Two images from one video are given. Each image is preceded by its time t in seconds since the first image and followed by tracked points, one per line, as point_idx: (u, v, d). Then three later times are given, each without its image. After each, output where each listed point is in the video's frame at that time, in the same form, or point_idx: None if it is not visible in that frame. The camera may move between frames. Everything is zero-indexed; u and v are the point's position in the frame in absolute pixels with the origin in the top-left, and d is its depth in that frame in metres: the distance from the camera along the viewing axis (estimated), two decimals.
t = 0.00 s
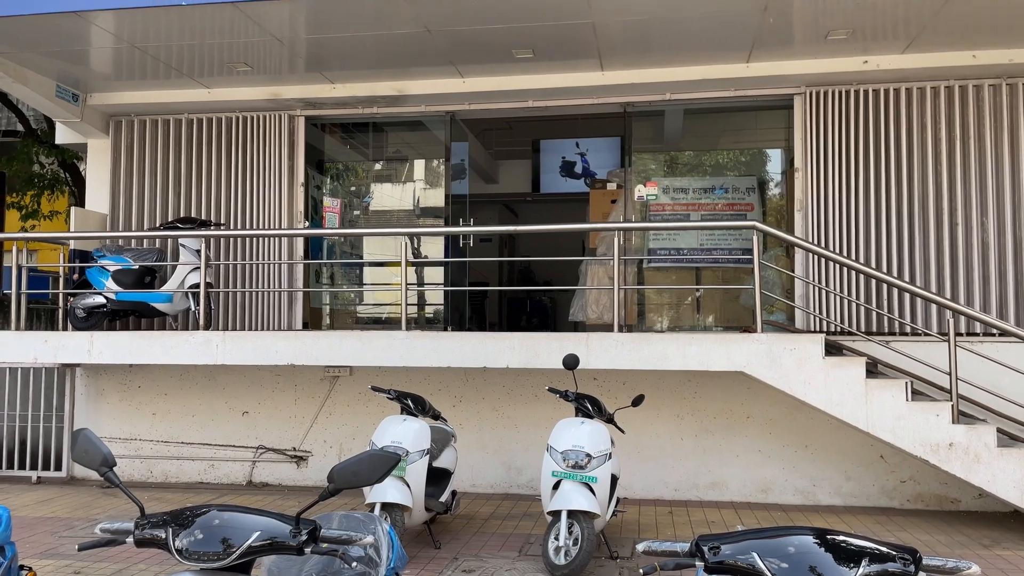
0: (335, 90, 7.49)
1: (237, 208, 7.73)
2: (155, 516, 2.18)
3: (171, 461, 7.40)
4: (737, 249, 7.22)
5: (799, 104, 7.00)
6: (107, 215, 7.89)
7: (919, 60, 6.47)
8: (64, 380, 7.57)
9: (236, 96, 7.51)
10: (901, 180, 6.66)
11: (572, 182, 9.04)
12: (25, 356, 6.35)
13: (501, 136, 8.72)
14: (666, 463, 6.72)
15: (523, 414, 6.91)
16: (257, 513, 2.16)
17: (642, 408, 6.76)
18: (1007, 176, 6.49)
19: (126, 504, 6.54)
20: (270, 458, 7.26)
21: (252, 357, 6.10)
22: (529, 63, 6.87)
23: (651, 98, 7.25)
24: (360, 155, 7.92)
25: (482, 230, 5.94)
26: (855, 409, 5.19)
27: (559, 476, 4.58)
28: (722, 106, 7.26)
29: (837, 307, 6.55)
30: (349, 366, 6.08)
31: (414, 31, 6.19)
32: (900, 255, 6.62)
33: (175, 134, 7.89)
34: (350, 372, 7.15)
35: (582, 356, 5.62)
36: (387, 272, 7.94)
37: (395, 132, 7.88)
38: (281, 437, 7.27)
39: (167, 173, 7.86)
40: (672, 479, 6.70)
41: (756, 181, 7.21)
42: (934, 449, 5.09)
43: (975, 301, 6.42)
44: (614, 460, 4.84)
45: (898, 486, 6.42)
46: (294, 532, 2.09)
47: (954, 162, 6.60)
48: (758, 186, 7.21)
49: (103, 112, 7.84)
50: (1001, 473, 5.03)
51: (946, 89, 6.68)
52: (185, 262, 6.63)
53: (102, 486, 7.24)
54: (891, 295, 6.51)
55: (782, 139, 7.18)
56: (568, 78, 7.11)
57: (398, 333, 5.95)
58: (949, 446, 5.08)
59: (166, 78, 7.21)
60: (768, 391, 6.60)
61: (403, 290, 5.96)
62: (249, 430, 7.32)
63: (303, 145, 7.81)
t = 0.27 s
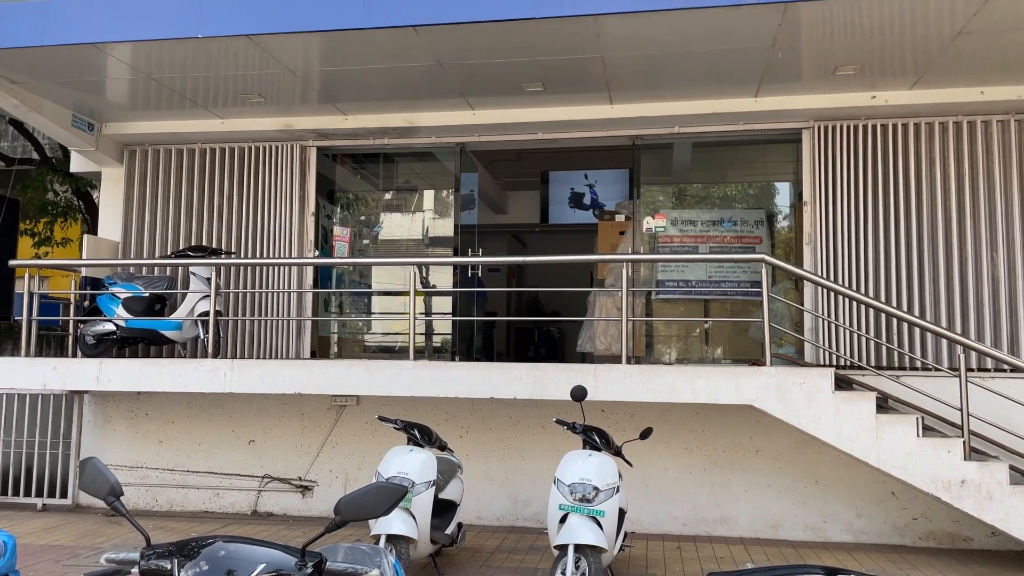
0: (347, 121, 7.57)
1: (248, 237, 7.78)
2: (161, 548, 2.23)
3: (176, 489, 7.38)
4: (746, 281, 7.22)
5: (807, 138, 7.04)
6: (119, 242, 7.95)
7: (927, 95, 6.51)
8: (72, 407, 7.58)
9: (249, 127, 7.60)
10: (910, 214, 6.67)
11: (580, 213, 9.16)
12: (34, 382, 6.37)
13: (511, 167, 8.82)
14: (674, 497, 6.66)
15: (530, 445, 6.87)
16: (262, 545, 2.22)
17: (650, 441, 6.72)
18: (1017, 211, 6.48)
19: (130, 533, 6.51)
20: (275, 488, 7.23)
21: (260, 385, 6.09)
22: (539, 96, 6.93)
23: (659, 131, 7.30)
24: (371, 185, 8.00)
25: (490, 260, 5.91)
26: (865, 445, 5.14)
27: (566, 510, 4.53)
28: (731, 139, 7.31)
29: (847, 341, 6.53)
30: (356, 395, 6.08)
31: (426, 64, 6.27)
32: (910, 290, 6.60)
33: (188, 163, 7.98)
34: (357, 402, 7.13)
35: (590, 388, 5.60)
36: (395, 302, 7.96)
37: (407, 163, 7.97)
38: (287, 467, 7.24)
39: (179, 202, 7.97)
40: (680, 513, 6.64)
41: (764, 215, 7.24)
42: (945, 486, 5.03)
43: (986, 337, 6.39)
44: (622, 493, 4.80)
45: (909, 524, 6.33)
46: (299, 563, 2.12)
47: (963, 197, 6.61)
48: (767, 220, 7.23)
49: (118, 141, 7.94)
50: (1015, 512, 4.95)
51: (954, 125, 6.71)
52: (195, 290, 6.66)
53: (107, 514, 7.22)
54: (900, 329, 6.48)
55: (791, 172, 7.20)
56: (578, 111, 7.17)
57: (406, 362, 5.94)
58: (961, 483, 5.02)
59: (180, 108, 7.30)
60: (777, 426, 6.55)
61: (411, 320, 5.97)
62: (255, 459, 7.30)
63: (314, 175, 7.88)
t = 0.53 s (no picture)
0: (362, 151, 7.63)
1: (260, 265, 7.82)
2: None
3: (184, 517, 7.34)
4: (758, 313, 7.19)
5: (820, 170, 7.04)
6: (134, 269, 8.01)
7: (939, 129, 6.52)
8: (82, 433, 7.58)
9: (265, 156, 7.68)
10: (923, 247, 6.65)
11: (592, 243, 9.14)
12: (46, 409, 6.38)
13: (523, 198, 8.86)
14: (686, 531, 6.57)
15: (541, 477, 6.82)
16: None
17: (662, 474, 6.65)
18: None
19: (138, 561, 6.48)
20: (283, 517, 7.18)
21: (270, 413, 6.08)
22: (552, 127, 6.97)
23: (671, 162, 7.32)
24: (382, 214, 8.03)
25: (501, 289, 5.86)
26: (880, 480, 5.07)
27: (576, 544, 4.48)
28: (743, 171, 7.31)
29: (860, 375, 6.48)
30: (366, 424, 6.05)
31: (439, 95, 6.32)
32: (924, 323, 6.56)
33: (203, 191, 8.06)
34: (367, 431, 7.11)
35: (601, 419, 5.56)
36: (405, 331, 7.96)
37: (419, 193, 8.01)
38: (295, 495, 7.20)
39: (193, 230, 7.99)
40: (692, 548, 6.55)
41: (776, 246, 7.22)
42: (961, 523, 4.94)
43: (1002, 372, 6.32)
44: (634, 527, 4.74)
45: (925, 562, 6.22)
46: None
47: (978, 231, 6.58)
48: (779, 251, 7.21)
49: (135, 169, 8.03)
50: None
51: (967, 158, 6.71)
52: (208, 317, 6.69)
53: (115, 542, 7.18)
54: (915, 363, 6.43)
55: (804, 204, 7.20)
56: (590, 142, 7.21)
57: (417, 392, 5.93)
58: (978, 521, 4.93)
59: (196, 137, 7.38)
60: (790, 459, 6.48)
61: (422, 349, 5.96)
62: (263, 487, 7.26)
63: (328, 204, 7.93)
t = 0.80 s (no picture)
0: (377, 180, 7.68)
1: (275, 293, 7.86)
2: None
3: (194, 546, 7.28)
4: (774, 345, 7.14)
5: (835, 203, 7.04)
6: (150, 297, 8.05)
7: (955, 162, 6.51)
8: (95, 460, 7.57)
9: (282, 185, 7.76)
10: (941, 281, 6.61)
11: (605, 272, 9.16)
12: (60, 435, 6.38)
13: (537, 228, 8.85)
14: (701, 567, 6.48)
15: (554, 509, 6.75)
16: None
17: (676, 507, 6.57)
18: None
19: None
20: (293, 547, 7.13)
21: (283, 441, 6.06)
22: (567, 157, 7.00)
23: (686, 194, 7.33)
24: (396, 242, 8.04)
25: (513, 317, 5.80)
26: (900, 516, 4.99)
27: None
28: (758, 203, 7.30)
29: (878, 408, 6.42)
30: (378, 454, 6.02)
31: (456, 126, 6.37)
32: (942, 357, 6.50)
33: (220, 220, 8.13)
34: (379, 461, 7.08)
35: (616, 451, 5.51)
36: (418, 360, 7.95)
37: (433, 221, 8.01)
38: (306, 525, 7.16)
39: (210, 257, 8.08)
40: None
41: (791, 277, 7.19)
42: (983, 561, 4.86)
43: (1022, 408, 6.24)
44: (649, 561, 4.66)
45: None
46: None
47: (995, 265, 6.54)
48: (794, 282, 7.18)
49: (153, 197, 8.12)
50: None
51: (984, 192, 6.69)
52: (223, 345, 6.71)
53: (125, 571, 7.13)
54: (933, 398, 6.37)
55: (819, 236, 7.18)
56: (605, 173, 7.23)
57: (430, 421, 5.90)
58: (999, 559, 4.84)
59: (215, 165, 7.45)
60: (807, 494, 6.39)
61: (436, 378, 5.94)
62: (275, 516, 7.22)
63: (343, 233, 7.99)
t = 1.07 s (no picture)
0: (393, 210, 7.74)
1: (290, 322, 7.90)
2: None
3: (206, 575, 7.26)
4: (790, 377, 7.09)
5: (851, 235, 7.02)
6: (166, 325, 8.10)
7: (972, 195, 6.50)
8: (109, 488, 7.57)
9: (299, 215, 7.82)
10: (959, 314, 6.57)
11: (619, 302, 9.11)
12: (75, 463, 6.39)
13: (550, 258, 8.88)
14: None
15: (568, 542, 6.68)
16: None
17: (692, 541, 6.49)
18: None
19: None
20: None
21: (297, 471, 6.04)
22: (582, 189, 7.04)
23: (701, 225, 7.33)
24: (410, 271, 8.06)
25: (526, 348, 5.72)
26: (921, 553, 4.91)
27: None
28: (773, 234, 7.29)
29: (897, 443, 6.35)
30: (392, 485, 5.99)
31: (472, 157, 6.42)
32: (961, 392, 6.44)
33: (237, 249, 8.19)
34: (392, 491, 7.04)
35: (631, 484, 5.46)
36: (432, 390, 7.94)
37: (447, 250, 8.04)
38: (318, 556, 7.12)
39: (227, 286, 8.14)
40: None
41: (807, 309, 7.15)
42: None
43: None
44: None
45: None
46: None
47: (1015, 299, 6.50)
48: (810, 313, 7.14)
49: (172, 226, 8.20)
50: None
51: (1002, 225, 6.67)
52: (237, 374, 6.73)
53: None
54: (953, 432, 6.30)
55: (835, 267, 7.14)
56: (619, 204, 7.25)
57: (444, 452, 5.88)
58: None
59: (232, 195, 7.52)
60: (825, 529, 6.31)
61: (450, 408, 5.90)
62: (286, 546, 7.19)
63: (359, 262, 8.04)
